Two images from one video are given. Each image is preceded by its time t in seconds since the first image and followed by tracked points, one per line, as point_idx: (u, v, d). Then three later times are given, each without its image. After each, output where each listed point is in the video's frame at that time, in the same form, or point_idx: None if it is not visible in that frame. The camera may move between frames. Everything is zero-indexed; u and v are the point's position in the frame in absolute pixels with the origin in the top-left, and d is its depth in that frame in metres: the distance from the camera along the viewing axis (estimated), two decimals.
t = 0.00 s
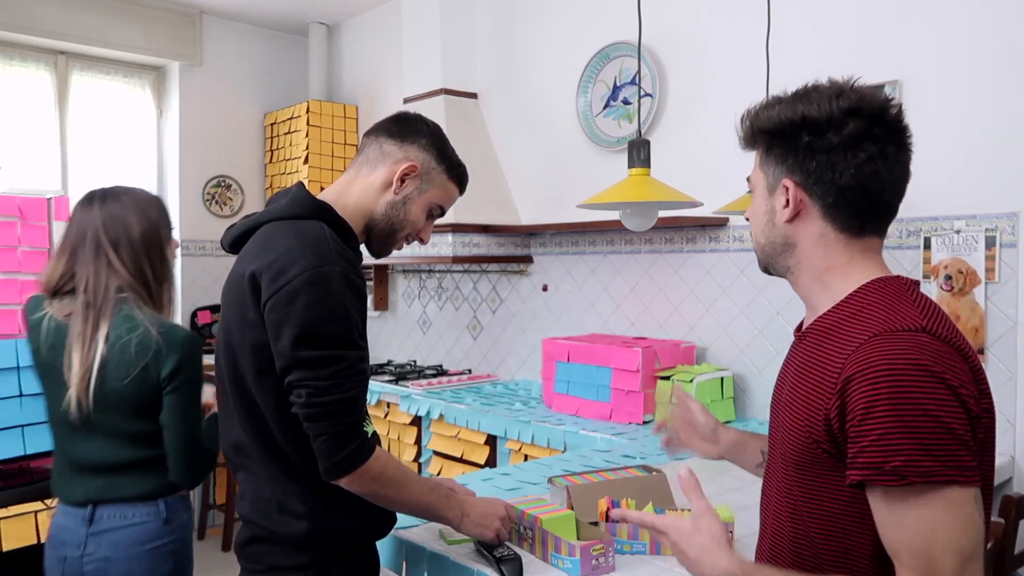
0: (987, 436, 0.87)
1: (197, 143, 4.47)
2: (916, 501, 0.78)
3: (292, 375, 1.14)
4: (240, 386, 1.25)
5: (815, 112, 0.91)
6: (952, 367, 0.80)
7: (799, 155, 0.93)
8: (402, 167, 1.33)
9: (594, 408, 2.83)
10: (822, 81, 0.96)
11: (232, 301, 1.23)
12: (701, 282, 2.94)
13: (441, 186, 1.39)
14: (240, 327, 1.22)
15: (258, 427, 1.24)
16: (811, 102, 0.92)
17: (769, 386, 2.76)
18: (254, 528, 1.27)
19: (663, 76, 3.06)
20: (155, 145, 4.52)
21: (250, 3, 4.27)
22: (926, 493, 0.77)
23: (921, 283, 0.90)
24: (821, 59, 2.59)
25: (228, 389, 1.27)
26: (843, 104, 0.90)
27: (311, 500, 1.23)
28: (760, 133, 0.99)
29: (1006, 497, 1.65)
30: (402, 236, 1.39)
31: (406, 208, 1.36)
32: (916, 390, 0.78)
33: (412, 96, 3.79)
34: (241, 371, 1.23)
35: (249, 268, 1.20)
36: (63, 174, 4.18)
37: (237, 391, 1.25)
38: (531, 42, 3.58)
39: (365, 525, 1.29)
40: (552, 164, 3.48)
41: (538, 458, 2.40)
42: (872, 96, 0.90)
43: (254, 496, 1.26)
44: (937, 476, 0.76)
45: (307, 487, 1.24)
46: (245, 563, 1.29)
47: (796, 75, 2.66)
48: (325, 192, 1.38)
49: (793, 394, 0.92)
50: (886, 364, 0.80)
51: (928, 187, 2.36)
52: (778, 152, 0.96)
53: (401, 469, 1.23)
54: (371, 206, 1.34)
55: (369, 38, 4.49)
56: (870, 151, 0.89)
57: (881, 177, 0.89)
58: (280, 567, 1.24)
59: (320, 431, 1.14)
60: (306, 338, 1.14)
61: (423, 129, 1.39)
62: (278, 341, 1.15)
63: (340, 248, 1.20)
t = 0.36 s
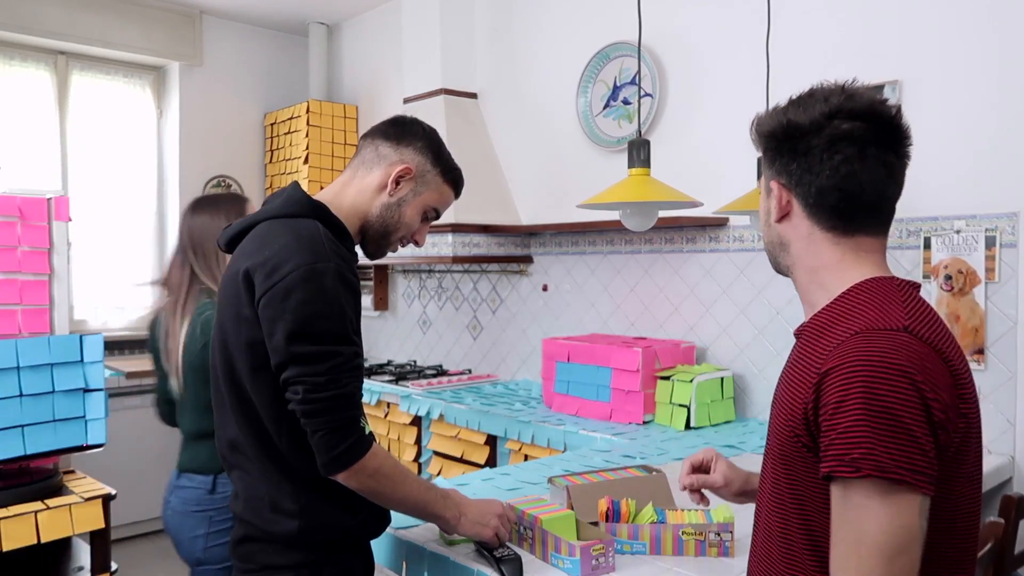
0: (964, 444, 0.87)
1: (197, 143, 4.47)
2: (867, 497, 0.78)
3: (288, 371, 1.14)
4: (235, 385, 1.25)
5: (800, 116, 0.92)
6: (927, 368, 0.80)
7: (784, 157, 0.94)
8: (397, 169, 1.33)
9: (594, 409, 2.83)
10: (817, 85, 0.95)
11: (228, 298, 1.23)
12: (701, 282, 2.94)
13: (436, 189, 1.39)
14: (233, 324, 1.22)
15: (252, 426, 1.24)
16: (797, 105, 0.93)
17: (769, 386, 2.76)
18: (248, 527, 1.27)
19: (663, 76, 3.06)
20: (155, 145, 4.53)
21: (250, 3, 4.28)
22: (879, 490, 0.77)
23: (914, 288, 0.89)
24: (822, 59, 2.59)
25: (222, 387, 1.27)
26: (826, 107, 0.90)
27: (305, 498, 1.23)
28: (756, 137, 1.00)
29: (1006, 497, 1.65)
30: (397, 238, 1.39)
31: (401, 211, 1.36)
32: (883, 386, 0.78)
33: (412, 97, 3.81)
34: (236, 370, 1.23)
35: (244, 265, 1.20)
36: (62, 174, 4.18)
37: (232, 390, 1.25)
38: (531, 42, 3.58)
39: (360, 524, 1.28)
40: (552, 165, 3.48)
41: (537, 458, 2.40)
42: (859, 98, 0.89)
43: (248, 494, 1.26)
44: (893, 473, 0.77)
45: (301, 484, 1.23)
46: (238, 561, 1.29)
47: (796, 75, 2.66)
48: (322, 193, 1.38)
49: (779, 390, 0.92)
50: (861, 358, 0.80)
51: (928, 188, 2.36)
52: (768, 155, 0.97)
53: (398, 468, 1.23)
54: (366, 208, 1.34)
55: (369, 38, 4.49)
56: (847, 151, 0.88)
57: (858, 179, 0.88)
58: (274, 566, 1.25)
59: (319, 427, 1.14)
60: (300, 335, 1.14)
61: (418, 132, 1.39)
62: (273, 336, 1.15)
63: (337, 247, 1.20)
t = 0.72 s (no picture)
0: (951, 438, 0.85)
1: (197, 143, 4.47)
2: (852, 498, 0.78)
3: (288, 371, 1.15)
4: (235, 383, 1.25)
5: (782, 120, 0.92)
6: (900, 368, 0.79)
7: (769, 161, 0.94)
8: (398, 170, 1.33)
9: (594, 409, 2.83)
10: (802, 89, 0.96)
11: (227, 297, 1.23)
12: (701, 282, 2.94)
13: (438, 190, 1.38)
14: (231, 324, 1.22)
15: (252, 425, 1.24)
16: (780, 109, 0.93)
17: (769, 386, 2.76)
18: (246, 525, 1.27)
19: (663, 76, 3.06)
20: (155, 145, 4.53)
21: (251, 3, 4.27)
22: (859, 491, 0.77)
23: (895, 282, 0.88)
24: (822, 59, 2.59)
25: (222, 386, 1.27)
26: (806, 110, 0.90)
27: (304, 496, 1.23)
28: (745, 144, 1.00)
29: (1006, 497, 1.65)
30: (397, 239, 1.39)
31: (401, 211, 1.35)
32: (854, 389, 0.78)
33: (412, 97, 3.80)
34: (235, 368, 1.23)
35: (244, 264, 1.20)
36: (62, 174, 4.18)
37: (232, 388, 1.25)
38: (531, 42, 3.58)
39: (358, 523, 1.28)
40: (552, 165, 3.48)
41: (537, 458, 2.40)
42: (838, 99, 0.89)
43: (247, 493, 1.26)
44: (869, 475, 0.76)
45: (299, 482, 1.24)
46: (236, 560, 1.29)
47: (796, 75, 2.65)
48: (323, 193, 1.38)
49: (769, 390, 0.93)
50: (831, 362, 0.80)
51: (928, 188, 2.36)
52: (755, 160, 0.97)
53: (396, 468, 1.23)
54: (366, 209, 1.34)
55: (369, 38, 4.49)
56: (827, 151, 0.88)
57: (841, 178, 0.87)
58: (273, 565, 1.24)
59: (319, 426, 1.14)
60: (295, 335, 1.14)
61: (420, 134, 1.39)
62: (272, 336, 1.15)
63: (335, 247, 1.20)
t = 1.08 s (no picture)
0: (949, 446, 0.86)
1: (197, 143, 4.48)
2: (848, 500, 0.78)
3: (288, 369, 1.15)
4: (239, 382, 1.25)
5: (788, 119, 0.92)
6: (906, 372, 0.79)
7: (775, 160, 0.93)
8: (404, 173, 1.33)
9: (594, 409, 2.83)
10: (804, 87, 0.96)
11: (232, 295, 1.23)
12: (701, 282, 2.94)
13: (443, 194, 1.38)
14: (236, 322, 1.22)
15: (257, 423, 1.24)
16: (785, 108, 0.93)
17: (769, 386, 2.76)
18: (250, 524, 1.26)
19: (663, 76, 3.06)
20: (155, 145, 4.53)
21: (251, 3, 4.28)
22: (855, 493, 0.78)
23: (902, 284, 0.88)
24: (821, 59, 2.59)
25: (227, 383, 1.27)
26: (812, 108, 0.90)
27: (307, 495, 1.23)
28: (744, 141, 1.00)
29: (1006, 497, 1.65)
30: (402, 242, 1.38)
31: (407, 213, 1.35)
32: (857, 391, 0.78)
33: (412, 97, 3.80)
34: (240, 365, 1.23)
35: (249, 262, 1.20)
36: (62, 173, 4.17)
37: (236, 386, 1.25)
38: (530, 42, 3.58)
39: (360, 522, 1.28)
40: (552, 165, 3.48)
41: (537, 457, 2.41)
42: (845, 98, 0.89)
43: (251, 491, 1.26)
44: (868, 477, 0.76)
45: (302, 482, 1.23)
46: (240, 558, 1.29)
47: (796, 75, 2.65)
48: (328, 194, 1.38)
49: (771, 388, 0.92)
50: (836, 363, 0.80)
51: (929, 187, 2.36)
52: (758, 158, 0.96)
53: (395, 469, 1.23)
54: (372, 210, 1.34)
55: (369, 38, 4.49)
56: (837, 150, 0.88)
57: (851, 177, 0.88)
58: (276, 563, 1.24)
59: (314, 425, 1.14)
60: (298, 334, 1.14)
61: (428, 137, 1.38)
62: (275, 334, 1.15)
63: (342, 247, 1.20)
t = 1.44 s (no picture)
0: (953, 440, 0.86)
1: (197, 143, 4.48)
2: (857, 499, 0.78)
3: (279, 367, 1.14)
4: (239, 383, 1.25)
5: (778, 122, 0.92)
6: (906, 369, 0.79)
7: (766, 164, 0.93)
8: (399, 169, 1.31)
9: (594, 409, 2.83)
10: (793, 90, 0.96)
11: (229, 295, 1.23)
12: (701, 282, 2.94)
13: (439, 190, 1.36)
14: (232, 322, 1.22)
15: (256, 423, 1.24)
16: (775, 112, 0.92)
17: (769, 386, 2.76)
18: (252, 523, 1.25)
19: (663, 76, 3.06)
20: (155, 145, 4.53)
21: (250, 3, 4.28)
22: (864, 493, 0.77)
23: (895, 283, 0.88)
24: (821, 59, 2.59)
25: (226, 385, 1.27)
26: (803, 113, 0.90)
27: (308, 495, 1.23)
28: (734, 144, 0.99)
29: (1006, 497, 1.65)
30: (399, 239, 1.36)
31: (403, 211, 1.33)
32: (859, 391, 0.78)
33: (412, 97, 3.80)
34: (239, 367, 1.23)
35: (246, 263, 1.19)
36: (62, 173, 4.17)
37: (234, 387, 1.25)
38: (530, 42, 3.58)
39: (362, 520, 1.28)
40: (552, 164, 3.48)
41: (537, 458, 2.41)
42: (836, 101, 0.89)
43: (253, 491, 1.25)
44: (876, 476, 0.76)
45: (303, 482, 1.23)
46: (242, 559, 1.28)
47: (796, 75, 2.65)
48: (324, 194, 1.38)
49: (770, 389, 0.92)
50: (836, 364, 0.80)
51: (929, 187, 2.36)
52: (749, 162, 0.96)
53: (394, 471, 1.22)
54: (368, 208, 1.33)
55: (369, 38, 4.49)
56: (830, 154, 0.88)
57: (843, 181, 0.88)
58: (278, 563, 1.23)
59: (303, 424, 1.13)
60: (290, 333, 1.13)
61: (422, 133, 1.36)
62: (269, 334, 1.14)
63: (337, 248, 1.19)
